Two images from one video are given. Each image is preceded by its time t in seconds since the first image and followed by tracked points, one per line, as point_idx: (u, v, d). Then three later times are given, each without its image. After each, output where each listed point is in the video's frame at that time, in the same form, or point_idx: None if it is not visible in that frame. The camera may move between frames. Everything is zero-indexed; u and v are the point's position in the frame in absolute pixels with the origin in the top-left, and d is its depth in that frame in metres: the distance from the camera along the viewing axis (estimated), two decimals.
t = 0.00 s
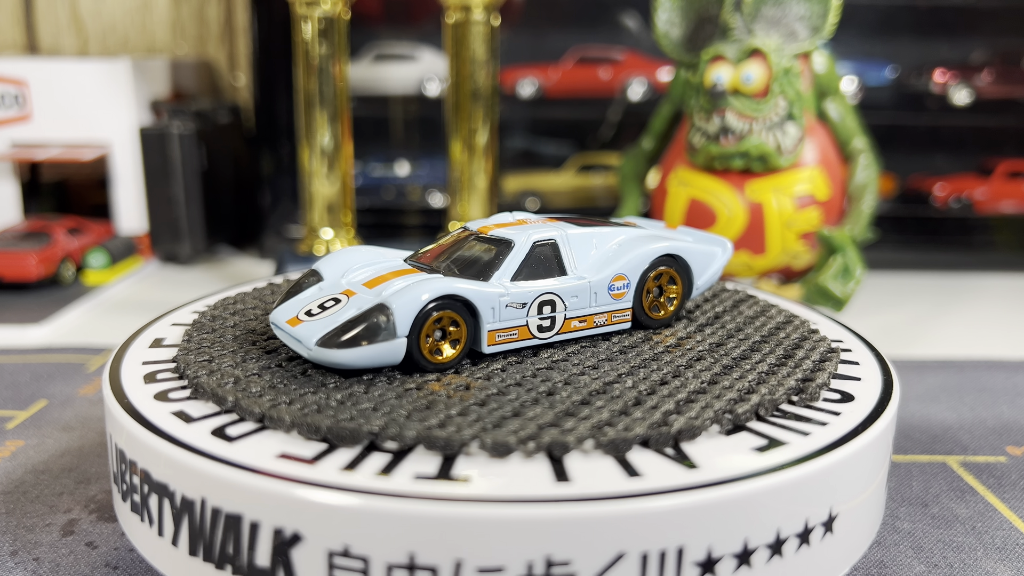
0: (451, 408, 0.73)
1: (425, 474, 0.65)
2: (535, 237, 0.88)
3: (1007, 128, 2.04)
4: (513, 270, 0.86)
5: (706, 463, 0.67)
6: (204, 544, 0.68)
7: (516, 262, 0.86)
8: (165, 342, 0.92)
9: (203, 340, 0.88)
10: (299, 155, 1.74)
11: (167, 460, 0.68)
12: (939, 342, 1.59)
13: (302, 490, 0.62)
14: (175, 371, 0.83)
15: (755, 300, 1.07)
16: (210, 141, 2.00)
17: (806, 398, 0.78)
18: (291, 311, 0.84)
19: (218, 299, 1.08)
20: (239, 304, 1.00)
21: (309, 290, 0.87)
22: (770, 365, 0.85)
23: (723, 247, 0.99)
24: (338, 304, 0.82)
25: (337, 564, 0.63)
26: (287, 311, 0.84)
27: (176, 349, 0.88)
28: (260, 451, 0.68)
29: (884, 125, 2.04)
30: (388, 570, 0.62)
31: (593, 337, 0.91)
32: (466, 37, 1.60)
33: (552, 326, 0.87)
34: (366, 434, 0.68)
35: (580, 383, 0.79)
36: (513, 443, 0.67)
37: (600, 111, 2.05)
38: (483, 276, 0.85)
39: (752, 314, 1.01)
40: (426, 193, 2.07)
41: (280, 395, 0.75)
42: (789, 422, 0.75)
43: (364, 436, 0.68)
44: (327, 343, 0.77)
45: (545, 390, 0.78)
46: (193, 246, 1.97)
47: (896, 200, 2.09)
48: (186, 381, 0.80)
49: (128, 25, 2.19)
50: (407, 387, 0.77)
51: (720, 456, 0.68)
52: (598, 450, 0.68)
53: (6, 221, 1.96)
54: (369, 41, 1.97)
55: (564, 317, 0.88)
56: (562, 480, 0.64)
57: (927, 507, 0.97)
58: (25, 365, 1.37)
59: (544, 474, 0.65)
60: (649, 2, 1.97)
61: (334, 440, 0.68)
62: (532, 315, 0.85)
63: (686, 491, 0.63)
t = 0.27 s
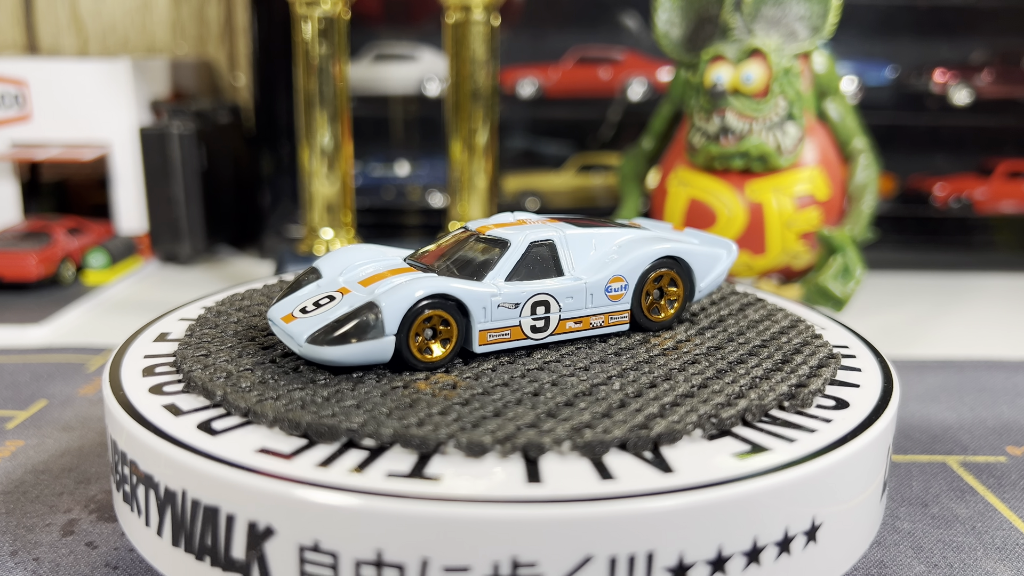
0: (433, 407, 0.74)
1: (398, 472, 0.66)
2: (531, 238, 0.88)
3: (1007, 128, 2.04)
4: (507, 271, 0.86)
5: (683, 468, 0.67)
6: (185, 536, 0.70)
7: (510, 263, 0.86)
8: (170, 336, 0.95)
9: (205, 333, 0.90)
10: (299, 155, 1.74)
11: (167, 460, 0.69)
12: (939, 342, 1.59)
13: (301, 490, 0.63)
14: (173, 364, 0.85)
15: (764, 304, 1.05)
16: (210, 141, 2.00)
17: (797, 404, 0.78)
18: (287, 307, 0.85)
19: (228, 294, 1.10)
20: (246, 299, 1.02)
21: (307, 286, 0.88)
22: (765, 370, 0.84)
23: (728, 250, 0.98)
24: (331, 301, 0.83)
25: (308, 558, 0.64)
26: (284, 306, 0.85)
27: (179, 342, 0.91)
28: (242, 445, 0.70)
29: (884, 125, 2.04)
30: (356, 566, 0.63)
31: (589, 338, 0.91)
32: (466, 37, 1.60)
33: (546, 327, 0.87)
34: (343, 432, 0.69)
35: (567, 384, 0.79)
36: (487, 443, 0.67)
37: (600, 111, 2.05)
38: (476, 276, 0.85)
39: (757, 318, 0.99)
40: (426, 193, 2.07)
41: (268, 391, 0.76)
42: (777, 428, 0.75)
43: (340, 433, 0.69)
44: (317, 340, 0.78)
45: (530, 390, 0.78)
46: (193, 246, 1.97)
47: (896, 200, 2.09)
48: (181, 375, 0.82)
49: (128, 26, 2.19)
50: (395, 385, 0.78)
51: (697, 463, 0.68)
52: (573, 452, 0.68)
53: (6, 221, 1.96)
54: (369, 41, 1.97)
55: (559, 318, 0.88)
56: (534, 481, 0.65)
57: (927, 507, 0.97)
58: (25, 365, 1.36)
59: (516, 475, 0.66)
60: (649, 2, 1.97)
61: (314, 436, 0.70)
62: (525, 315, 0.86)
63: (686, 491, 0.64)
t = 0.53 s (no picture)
0: (415, 405, 0.74)
1: (370, 469, 0.66)
2: (528, 239, 0.88)
3: (1007, 128, 2.04)
4: (502, 271, 0.86)
5: (658, 471, 0.67)
6: (168, 526, 0.71)
7: (505, 263, 0.86)
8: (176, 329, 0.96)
9: (208, 327, 0.92)
10: (299, 155, 1.74)
11: (167, 460, 0.69)
12: (939, 342, 1.59)
13: (301, 490, 0.63)
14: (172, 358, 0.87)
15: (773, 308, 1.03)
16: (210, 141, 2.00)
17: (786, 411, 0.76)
18: (285, 304, 0.86)
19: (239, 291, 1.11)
20: (254, 296, 1.03)
21: (306, 284, 0.89)
22: (758, 375, 0.82)
23: (733, 253, 0.97)
24: (326, 299, 0.84)
25: (280, 551, 0.65)
26: (282, 303, 0.86)
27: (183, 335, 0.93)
28: (225, 439, 0.71)
29: (884, 125, 2.04)
30: (325, 562, 0.64)
31: (586, 340, 0.91)
32: (466, 37, 1.60)
33: (540, 328, 0.87)
34: (322, 428, 0.70)
35: (553, 386, 0.79)
36: (462, 443, 0.67)
37: (600, 111, 2.05)
38: (470, 276, 0.86)
39: (762, 322, 0.97)
40: (426, 193, 2.07)
41: (257, 386, 0.77)
42: (764, 434, 0.74)
43: (319, 429, 0.70)
44: (308, 337, 0.79)
45: (516, 391, 0.78)
46: (193, 246, 1.97)
47: (896, 200, 2.09)
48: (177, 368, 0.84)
49: (128, 26, 2.19)
50: (382, 383, 0.79)
51: (677, 468, 0.67)
52: (548, 453, 0.68)
53: (6, 221, 1.96)
54: (369, 41, 1.97)
55: (554, 320, 0.87)
56: (505, 481, 0.65)
57: (927, 507, 0.97)
58: (25, 365, 1.37)
59: (488, 475, 0.66)
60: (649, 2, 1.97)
61: (295, 432, 0.71)
62: (518, 316, 0.85)
63: (687, 492, 0.64)
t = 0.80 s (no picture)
0: (399, 402, 0.75)
1: (344, 465, 0.67)
2: (524, 240, 0.88)
3: (1007, 128, 2.04)
4: (496, 271, 0.86)
5: (632, 475, 0.67)
6: (154, 516, 0.73)
7: (500, 264, 0.87)
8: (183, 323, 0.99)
9: (211, 321, 0.94)
10: (300, 155, 1.75)
11: (167, 461, 0.69)
12: (939, 342, 1.59)
13: (301, 490, 0.64)
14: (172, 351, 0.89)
15: (780, 312, 1.01)
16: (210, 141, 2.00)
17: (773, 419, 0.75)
18: (283, 300, 0.87)
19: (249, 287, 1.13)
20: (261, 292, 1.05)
21: (306, 281, 0.90)
22: (751, 380, 0.81)
23: (736, 256, 0.97)
24: (321, 295, 0.85)
25: (254, 544, 0.66)
26: (281, 299, 0.87)
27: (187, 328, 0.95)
28: (208, 432, 0.72)
29: (884, 125, 2.04)
30: (296, 556, 0.65)
31: (582, 341, 0.90)
32: (466, 37, 1.60)
33: (533, 328, 0.87)
34: (303, 423, 0.71)
35: (540, 386, 0.79)
36: (437, 441, 0.68)
37: (600, 111, 2.05)
38: (463, 276, 0.86)
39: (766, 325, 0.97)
40: (426, 193, 2.07)
41: (247, 380, 0.79)
42: (748, 440, 0.73)
43: (299, 425, 0.71)
44: (300, 334, 0.80)
45: (502, 390, 0.78)
46: (193, 247, 1.97)
47: (896, 200, 2.09)
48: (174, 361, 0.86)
49: (128, 26, 2.19)
50: (370, 379, 0.80)
51: (651, 472, 0.67)
52: (522, 453, 0.69)
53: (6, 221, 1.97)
54: (369, 41, 1.97)
55: (548, 321, 0.87)
56: (477, 481, 0.65)
57: (927, 507, 0.97)
58: (25, 365, 1.37)
59: (460, 474, 0.66)
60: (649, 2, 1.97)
61: (277, 427, 0.72)
62: (510, 316, 0.86)
63: (688, 492, 0.64)
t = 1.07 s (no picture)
0: (381, 400, 0.75)
1: (318, 461, 0.68)
2: (520, 240, 0.88)
3: (1008, 128, 2.04)
4: (490, 270, 0.87)
5: (605, 478, 0.66)
6: (150, 513, 0.74)
7: (494, 263, 0.87)
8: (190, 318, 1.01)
9: (216, 316, 0.95)
10: (300, 155, 1.75)
11: (167, 461, 0.70)
12: (940, 342, 1.59)
13: (300, 490, 0.64)
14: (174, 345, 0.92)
15: (784, 314, 1.01)
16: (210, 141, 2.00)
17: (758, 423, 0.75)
18: (281, 296, 0.87)
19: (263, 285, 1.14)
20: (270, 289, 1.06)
21: (306, 278, 0.91)
22: (742, 385, 0.81)
23: (739, 259, 0.97)
24: (317, 293, 0.86)
25: (229, 535, 0.68)
26: (279, 296, 0.88)
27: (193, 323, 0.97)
28: (193, 426, 0.74)
29: (884, 125, 2.04)
30: (268, 550, 0.66)
31: (578, 342, 0.90)
32: (466, 37, 1.60)
33: (527, 329, 0.87)
34: (285, 419, 0.72)
35: (526, 387, 0.79)
36: (413, 440, 0.68)
37: (600, 111, 2.05)
38: (457, 276, 0.86)
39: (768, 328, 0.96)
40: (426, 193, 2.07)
41: (238, 375, 0.80)
42: (730, 446, 0.72)
43: (281, 420, 0.72)
44: (292, 331, 0.81)
45: (486, 389, 0.78)
46: (193, 246, 1.97)
47: (896, 200, 2.09)
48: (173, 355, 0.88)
49: (128, 26, 2.19)
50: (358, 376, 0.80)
51: (624, 476, 0.67)
52: (494, 452, 0.69)
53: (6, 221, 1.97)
54: (369, 41, 1.97)
55: (542, 321, 0.87)
56: (446, 480, 0.65)
57: (927, 507, 0.97)
58: (25, 365, 1.37)
59: (433, 473, 0.67)
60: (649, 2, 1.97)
61: (260, 422, 0.73)
62: (503, 316, 0.85)
63: (688, 492, 0.65)
